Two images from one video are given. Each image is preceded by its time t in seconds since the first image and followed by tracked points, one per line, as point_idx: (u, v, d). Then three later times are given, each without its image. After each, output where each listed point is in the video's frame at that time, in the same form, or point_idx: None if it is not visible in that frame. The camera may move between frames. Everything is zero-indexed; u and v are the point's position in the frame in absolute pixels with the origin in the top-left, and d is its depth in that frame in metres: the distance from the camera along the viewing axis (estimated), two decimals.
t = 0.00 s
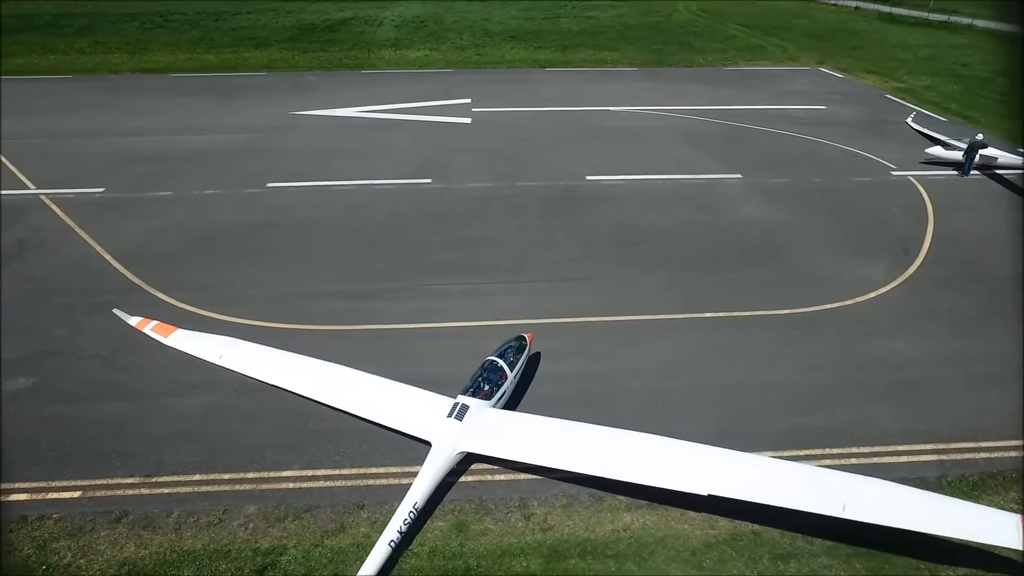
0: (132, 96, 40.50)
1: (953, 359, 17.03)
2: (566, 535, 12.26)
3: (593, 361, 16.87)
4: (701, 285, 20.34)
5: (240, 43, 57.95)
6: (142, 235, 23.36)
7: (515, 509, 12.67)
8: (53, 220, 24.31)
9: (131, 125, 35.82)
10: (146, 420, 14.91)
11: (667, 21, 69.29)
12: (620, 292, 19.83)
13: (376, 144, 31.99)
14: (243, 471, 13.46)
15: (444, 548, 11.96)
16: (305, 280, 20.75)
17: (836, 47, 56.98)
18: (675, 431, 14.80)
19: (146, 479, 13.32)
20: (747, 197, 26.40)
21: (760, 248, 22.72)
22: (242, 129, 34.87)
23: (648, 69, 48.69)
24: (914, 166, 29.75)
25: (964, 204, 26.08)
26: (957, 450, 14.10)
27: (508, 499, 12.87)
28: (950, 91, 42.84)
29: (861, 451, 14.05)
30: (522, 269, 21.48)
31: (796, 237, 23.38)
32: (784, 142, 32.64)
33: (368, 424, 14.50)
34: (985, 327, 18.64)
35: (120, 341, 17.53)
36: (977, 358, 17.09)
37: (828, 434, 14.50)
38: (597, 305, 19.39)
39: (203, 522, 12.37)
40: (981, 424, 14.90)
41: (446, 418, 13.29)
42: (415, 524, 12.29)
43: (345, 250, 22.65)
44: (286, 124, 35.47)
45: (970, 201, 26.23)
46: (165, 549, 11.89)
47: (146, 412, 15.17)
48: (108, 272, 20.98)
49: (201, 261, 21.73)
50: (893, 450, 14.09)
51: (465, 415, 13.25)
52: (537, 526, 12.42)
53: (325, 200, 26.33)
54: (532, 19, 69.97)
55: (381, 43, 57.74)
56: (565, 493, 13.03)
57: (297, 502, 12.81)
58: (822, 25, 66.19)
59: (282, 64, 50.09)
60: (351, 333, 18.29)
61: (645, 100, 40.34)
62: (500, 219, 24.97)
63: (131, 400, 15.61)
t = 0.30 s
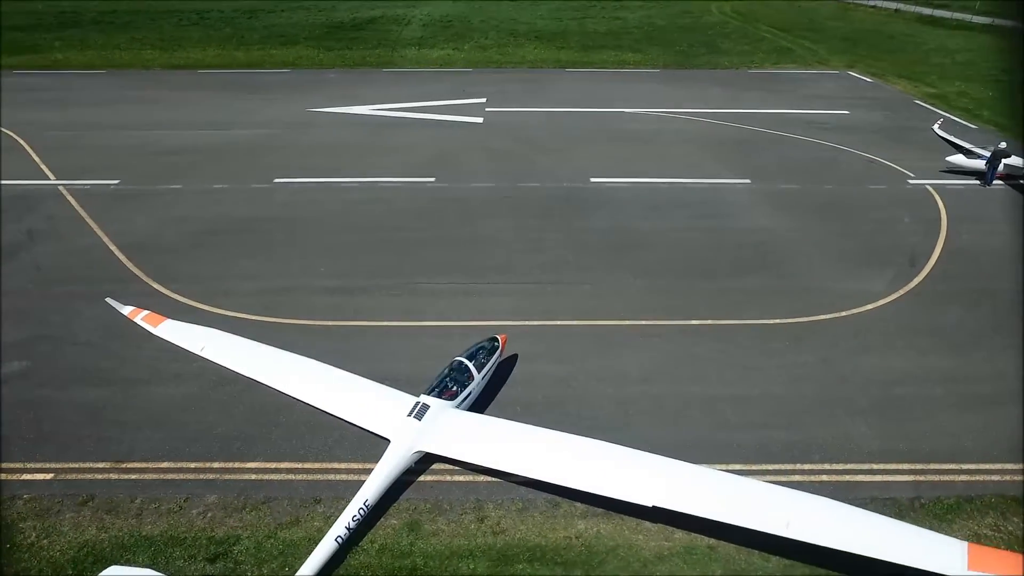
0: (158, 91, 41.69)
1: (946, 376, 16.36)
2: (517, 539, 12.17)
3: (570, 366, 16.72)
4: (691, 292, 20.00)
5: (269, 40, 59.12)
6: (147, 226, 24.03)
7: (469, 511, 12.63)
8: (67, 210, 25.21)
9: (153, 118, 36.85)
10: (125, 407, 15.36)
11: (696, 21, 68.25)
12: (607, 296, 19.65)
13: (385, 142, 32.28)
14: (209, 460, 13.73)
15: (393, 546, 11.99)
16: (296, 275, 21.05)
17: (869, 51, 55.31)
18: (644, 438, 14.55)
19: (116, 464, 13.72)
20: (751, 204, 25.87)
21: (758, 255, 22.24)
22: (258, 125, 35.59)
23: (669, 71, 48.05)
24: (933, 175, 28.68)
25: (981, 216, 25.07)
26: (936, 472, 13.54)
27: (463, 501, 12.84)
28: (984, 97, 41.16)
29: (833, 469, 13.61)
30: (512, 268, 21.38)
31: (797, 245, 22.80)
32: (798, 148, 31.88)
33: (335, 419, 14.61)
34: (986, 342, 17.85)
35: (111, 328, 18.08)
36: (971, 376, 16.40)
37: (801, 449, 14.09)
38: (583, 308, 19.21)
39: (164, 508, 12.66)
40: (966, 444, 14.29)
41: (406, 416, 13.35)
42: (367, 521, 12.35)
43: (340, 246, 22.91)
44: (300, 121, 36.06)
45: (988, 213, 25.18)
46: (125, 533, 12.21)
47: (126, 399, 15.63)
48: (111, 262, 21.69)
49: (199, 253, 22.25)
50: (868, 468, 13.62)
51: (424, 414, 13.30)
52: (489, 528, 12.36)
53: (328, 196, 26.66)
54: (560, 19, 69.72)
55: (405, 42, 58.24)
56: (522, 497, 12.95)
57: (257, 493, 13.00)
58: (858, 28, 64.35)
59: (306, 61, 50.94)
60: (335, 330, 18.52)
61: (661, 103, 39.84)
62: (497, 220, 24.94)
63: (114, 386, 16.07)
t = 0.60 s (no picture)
0: (182, 87, 42.78)
1: (934, 392, 15.76)
2: (467, 540, 12.13)
3: (544, 368, 16.58)
4: (679, 298, 19.69)
5: (295, 38, 60.14)
6: (153, 218, 24.70)
7: (423, 510, 12.64)
8: (79, 201, 26.08)
9: (173, 112, 37.82)
10: (106, 394, 15.84)
11: (724, 22, 67.13)
12: (593, 300, 19.49)
13: (393, 140, 32.55)
14: (178, 449, 14.03)
15: (344, 541, 12.08)
16: (288, 270, 21.37)
17: (901, 55, 53.60)
18: (610, 444, 14.36)
19: (90, 448, 14.17)
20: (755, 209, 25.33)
21: (754, 262, 21.75)
22: (273, 121, 36.23)
23: (689, 73, 47.40)
24: (950, 184, 27.66)
25: (996, 227, 24.09)
26: (908, 492, 13.08)
27: (419, 499, 12.85)
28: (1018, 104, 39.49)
29: (800, 484, 13.23)
30: (502, 269, 21.33)
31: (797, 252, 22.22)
32: (811, 154, 31.09)
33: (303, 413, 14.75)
34: (983, 358, 17.12)
35: (104, 317, 18.64)
36: (962, 392, 15.76)
37: (769, 462, 13.75)
38: (567, 310, 19.05)
39: (128, 494, 13.00)
40: (945, 464, 13.75)
41: (366, 412, 13.39)
42: (321, 515, 12.46)
43: (335, 243, 23.18)
44: (314, 118, 36.59)
45: (1005, 224, 24.16)
46: (88, 516, 12.58)
47: (109, 385, 16.10)
48: (114, 252, 22.36)
49: (198, 246, 22.78)
50: (837, 485, 13.23)
51: (384, 411, 13.33)
52: (441, 528, 12.35)
53: (330, 193, 27.02)
54: (586, 20, 69.33)
55: (428, 41, 58.61)
56: (478, 498, 12.89)
57: (219, 482, 13.23)
58: (892, 29, 62.38)
59: (328, 59, 51.68)
60: (319, 325, 18.72)
61: (676, 106, 39.32)
62: (493, 220, 24.92)
63: (100, 373, 16.56)
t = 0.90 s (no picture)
0: (203, 83, 43.76)
1: (917, 407, 15.26)
2: (416, 539, 12.16)
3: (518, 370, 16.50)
4: (665, 303, 19.43)
5: (319, 36, 61.01)
6: (158, 211, 25.31)
7: (377, 507, 12.70)
8: (90, 192, 26.89)
9: (191, 108, 38.69)
10: (89, 381, 16.30)
11: (750, 23, 65.93)
12: (576, 303, 19.37)
13: (399, 139, 32.78)
14: (148, 437, 14.35)
15: (296, 534, 12.22)
16: (279, 265, 21.68)
17: (932, 58, 51.96)
18: (573, 448, 14.23)
19: (66, 434, 14.68)
20: (755, 214, 24.84)
21: (747, 268, 21.30)
22: (285, 116, 36.77)
23: (708, 75, 46.70)
24: (964, 193, 26.72)
25: (1006, 239, 23.22)
26: (873, 509, 12.71)
27: (375, 496, 12.93)
28: None
29: (762, 496, 12.95)
30: (489, 269, 21.31)
31: (793, 259, 21.71)
32: (822, 159, 30.34)
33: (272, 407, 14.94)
34: (976, 374, 16.47)
35: (97, 305, 19.18)
36: (946, 408, 15.23)
37: (733, 473, 13.48)
38: (549, 312, 18.97)
39: (95, 479, 13.38)
40: (917, 482, 13.32)
41: (328, 408, 13.51)
42: (277, 507, 12.61)
43: (329, 238, 23.43)
44: (325, 114, 37.04)
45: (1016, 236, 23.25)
46: (54, 500, 13.03)
47: (93, 373, 16.58)
48: (115, 243, 22.98)
49: (196, 239, 23.27)
50: (800, 499, 12.91)
51: (345, 407, 13.45)
52: (392, 525, 12.39)
53: (331, 190, 27.33)
54: (609, 20, 68.84)
55: (448, 40, 58.87)
56: (433, 498, 12.88)
57: (183, 471, 13.50)
58: (925, 31, 60.44)
59: (348, 57, 52.31)
60: (302, 320, 18.95)
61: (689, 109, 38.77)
62: (488, 220, 24.91)
63: (85, 361, 17.03)
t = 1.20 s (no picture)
0: (217, 80, 44.49)
1: (891, 420, 14.81)
2: (362, 537, 12.18)
3: (486, 373, 16.45)
4: (645, 306, 19.16)
5: (336, 35, 61.63)
6: (156, 205, 25.78)
7: (328, 504, 12.77)
8: (94, 186, 27.51)
9: (202, 104, 39.35)
10: (67, 371, 16.70)
11: (772, 23, 64.66)
12: (555, 305, 19.22)
13: (401, 138, 32.94)
14: (116, 428, 14.65)
15: (245, 528, 12.34)
16: (266, 260, 21.92)
17: (957, 62, 50.45)
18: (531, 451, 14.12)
19: (38, 422, 15.13)
20: (750, 218, 24.37)
21: (734, 273, 20.90)
22: (291, 113, 37.16)
23: (720, 77, 46.04)
24: (971, 201, 25.89)
25: (1010, 249, 22.44)
26: (831, 524, 12.39)
27: (328, 492, 12.99)
28: None
29: (717, 507, 12.71)
30: (472, 270, 21.29)
31: (784, 264, 21.23)
32: (826, 163, 29.66)
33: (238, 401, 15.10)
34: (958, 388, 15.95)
35: (84, 296, 19.61)
36: (923, 422, 14.75)
37: (691, 482, 13.23)
38: (526, 314, 18.85)
39: (60, 467, 13.74)
40: (881, 499, 12.95)
41: (285, 405, 13.62)
42: (231, 500, 12.77)
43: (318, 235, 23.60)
44: (331, 112, 37.33)
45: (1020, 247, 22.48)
46: (20, 486, 13.44)
47: (72, 363, 16.97)
48: (110, 235, 23.48)
49: (190, 233, 23.66)
50: (756, 511, 12.65)
51: (302, 404, 13.55)
52: (340, 522, 12.44)
53: (326, 187, 27.56)
54: (628, 19, 68.21)
55: (463, 40, 58.97)
56: (384, 496, 12.86)
57: (144, 462, 13.75)
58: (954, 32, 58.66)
59: (362, 56, 52.72)
60: (281, 317, 19.17)
61: (696, 112, 38.28)
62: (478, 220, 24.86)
63: (67, 351, 17.44)
